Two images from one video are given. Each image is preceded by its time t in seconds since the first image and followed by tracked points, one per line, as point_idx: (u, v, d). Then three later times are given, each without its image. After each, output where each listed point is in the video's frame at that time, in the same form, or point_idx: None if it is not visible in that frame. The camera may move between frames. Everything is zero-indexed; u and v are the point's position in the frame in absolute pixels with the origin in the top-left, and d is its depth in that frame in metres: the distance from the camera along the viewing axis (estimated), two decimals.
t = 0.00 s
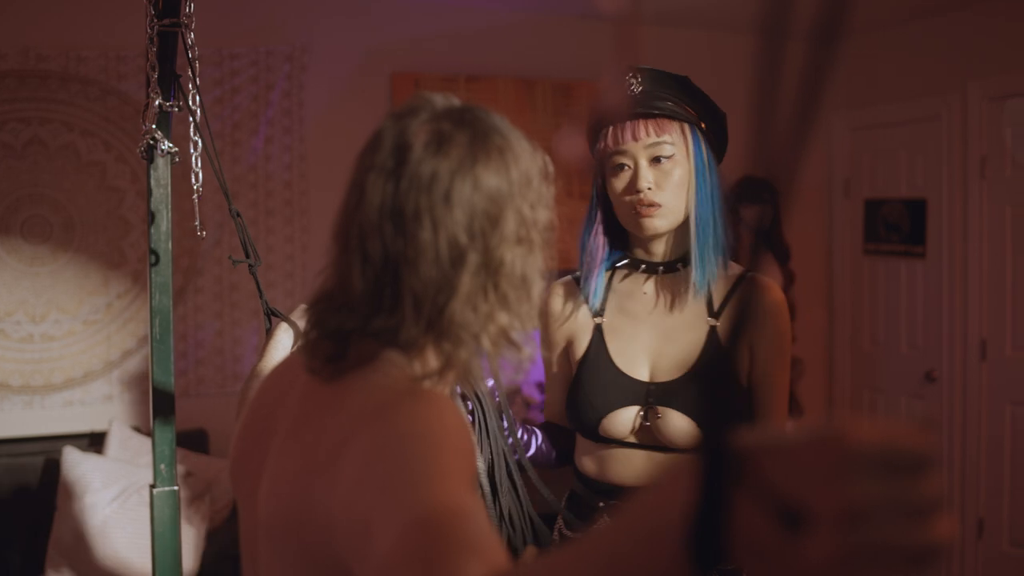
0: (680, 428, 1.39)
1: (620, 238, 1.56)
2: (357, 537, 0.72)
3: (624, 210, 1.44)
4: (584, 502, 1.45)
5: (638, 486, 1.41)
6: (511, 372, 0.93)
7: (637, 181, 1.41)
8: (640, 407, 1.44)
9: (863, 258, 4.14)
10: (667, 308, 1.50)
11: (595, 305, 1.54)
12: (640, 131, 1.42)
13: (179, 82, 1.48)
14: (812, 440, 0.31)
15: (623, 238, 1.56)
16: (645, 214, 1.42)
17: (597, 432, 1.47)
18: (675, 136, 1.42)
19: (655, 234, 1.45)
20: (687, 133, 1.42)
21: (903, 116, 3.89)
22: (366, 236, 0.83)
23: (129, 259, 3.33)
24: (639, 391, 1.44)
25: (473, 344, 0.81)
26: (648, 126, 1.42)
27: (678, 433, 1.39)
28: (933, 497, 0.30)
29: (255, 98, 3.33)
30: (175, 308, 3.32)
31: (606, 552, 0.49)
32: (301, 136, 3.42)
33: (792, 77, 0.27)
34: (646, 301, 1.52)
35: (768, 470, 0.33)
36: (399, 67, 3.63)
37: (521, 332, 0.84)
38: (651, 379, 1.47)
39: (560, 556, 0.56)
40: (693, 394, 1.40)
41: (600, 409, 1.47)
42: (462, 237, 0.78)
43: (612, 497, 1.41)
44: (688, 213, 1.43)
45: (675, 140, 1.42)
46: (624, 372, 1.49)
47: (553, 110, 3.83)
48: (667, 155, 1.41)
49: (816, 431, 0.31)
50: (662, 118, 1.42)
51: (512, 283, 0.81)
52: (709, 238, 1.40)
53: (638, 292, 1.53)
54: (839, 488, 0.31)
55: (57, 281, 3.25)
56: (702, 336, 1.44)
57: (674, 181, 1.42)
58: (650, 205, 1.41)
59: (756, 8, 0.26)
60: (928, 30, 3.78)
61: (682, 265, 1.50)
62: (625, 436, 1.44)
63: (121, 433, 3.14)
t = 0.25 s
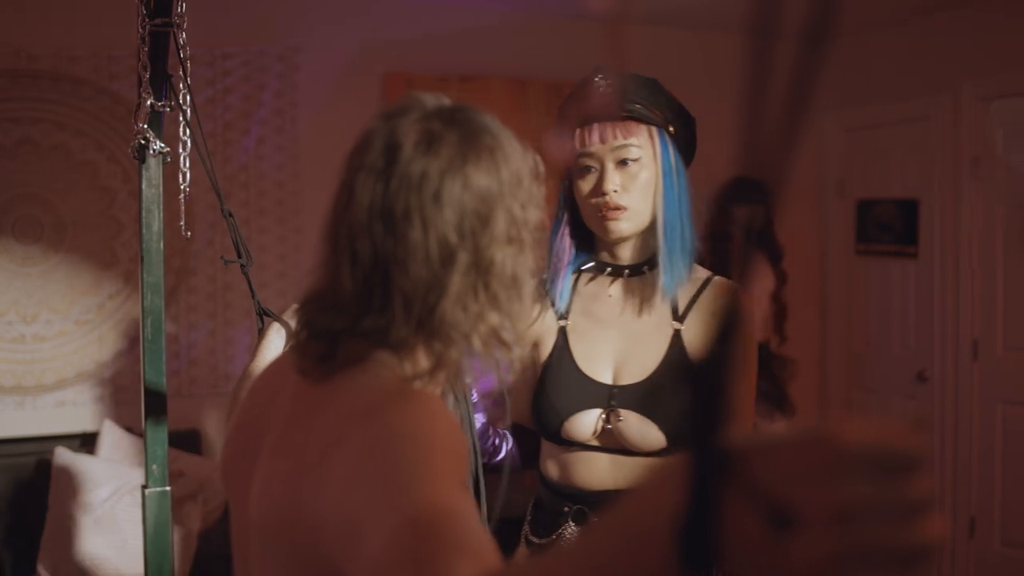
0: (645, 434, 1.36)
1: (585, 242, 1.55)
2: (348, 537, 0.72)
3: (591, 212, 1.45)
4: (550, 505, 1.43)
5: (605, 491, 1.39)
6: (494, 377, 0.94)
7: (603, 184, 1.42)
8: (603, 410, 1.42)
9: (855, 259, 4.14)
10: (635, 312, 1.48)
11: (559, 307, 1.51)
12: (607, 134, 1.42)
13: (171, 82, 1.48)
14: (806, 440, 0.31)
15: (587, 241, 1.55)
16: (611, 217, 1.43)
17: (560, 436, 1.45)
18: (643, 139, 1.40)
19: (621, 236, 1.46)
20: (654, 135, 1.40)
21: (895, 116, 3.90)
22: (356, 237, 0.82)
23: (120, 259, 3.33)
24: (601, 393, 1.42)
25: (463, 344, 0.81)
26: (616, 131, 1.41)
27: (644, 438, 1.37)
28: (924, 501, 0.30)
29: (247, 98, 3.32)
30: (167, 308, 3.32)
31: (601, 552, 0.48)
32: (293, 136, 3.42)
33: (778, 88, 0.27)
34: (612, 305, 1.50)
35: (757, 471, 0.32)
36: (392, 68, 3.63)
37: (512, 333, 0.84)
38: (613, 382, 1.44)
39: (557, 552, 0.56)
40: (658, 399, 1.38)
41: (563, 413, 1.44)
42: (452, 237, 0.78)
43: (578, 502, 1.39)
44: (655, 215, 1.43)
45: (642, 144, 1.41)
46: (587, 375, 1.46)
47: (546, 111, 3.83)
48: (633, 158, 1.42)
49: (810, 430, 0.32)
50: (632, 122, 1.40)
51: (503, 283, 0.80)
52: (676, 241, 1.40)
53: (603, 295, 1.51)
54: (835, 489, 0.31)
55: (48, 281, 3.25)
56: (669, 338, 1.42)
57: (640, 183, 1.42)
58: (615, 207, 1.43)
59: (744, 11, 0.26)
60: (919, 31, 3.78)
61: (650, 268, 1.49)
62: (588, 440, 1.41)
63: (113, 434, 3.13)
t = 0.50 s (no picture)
0: (609, 434, 1.34)
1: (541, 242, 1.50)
2: (342, 538, 0.72)
3: (547, 210, 1.40)
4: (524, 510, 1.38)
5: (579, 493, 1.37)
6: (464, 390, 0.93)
7: (564, 181, 1.38)
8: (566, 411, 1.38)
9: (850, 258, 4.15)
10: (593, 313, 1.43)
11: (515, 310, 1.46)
12: (572, 132, 1.40)
13: (166, 81, 1.48)
14: (803, 440, 0.31)
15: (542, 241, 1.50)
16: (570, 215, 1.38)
17: (526, 440, 1.41)
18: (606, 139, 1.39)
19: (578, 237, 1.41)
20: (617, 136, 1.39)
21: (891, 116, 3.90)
22: (349, 237, 0.82)
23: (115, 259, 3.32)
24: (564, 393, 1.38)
25: (457, 344, 0.81)
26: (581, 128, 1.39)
27: (607, 438, 1.34)
28: (917, 503, 0.28)
29: (241, 98, 3.32)
30: (162, 309, 3.31)
31: (591, 554, 0.48)
32: (288, 136, 3.42)
33: (771, 89, 0.27)
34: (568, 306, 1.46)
35: (750, 471, 0.32)
36: (387, 68, 3.63)
37: (506, 333, 0.84)
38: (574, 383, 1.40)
39: (548, 556, 0.56)
40: (620, 398, 1.35)
41: (527, 417, 1.40)
42: (446, 237, 0.78)
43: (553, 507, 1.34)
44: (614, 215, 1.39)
45: (606, 143, 1.39)
46: (548, 378, 1.41)
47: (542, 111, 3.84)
48: (596, 156, 1.38)
49: (805, 431, 0.31)
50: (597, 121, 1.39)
51: (497, 282, 0.80)
52: (637, 244, 1.38)
53: (560, 296, 1.46)
54: (827, 491, 0.30)
55: (43, 281, 3.24)
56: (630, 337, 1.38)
57: (601, 183, 1.39)
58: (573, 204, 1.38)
59: (736, 15, 0.26)
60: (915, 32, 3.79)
61: (609, 267, 1.44)
62: (555, 444, 1.38)
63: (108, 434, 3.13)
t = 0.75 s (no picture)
0: (584, 437, 1.32)
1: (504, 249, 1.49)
2: (343, 538, 0.72)
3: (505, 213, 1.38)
4: (513, 519, 1.38)
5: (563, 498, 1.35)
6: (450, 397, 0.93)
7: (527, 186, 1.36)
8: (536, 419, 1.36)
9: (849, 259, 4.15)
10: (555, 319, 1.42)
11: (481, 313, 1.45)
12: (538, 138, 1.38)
13: (164, 82, 1.48)
14: (800, 440, 0.30)
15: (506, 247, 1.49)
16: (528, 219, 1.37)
17: (505, 451, 1.39)
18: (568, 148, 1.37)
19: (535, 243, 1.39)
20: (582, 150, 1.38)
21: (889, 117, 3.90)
22: (348, 237, 0.83)
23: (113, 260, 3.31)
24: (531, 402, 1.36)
25: (457, 343, 0.81)
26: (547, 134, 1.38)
27: (582, 440, 1.33)
28: (917, 497, 0.28)
29: (239, 99, 3.32)
30: (161, 309, 3.32)
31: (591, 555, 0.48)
32: (286, 137, 3.41)
33: (770, 90, 0.26)
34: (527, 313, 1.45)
35: (750, 470, 0.31)
36: (386, 68, 3.63)
37: (505, 332, 0.84)
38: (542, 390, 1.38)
39: (546, 557, 0.56)
40: (590, 398, 1.33)
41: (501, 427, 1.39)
42: (446, 238, 0.78)
43: (543, 513, 1.34)
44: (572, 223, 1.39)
45: (567, 152, 1.37)
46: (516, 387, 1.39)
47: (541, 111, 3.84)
48: (557, 163, 1.37)
49: (804, 430, 0.31)
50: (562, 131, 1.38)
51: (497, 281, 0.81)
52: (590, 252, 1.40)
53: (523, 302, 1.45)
54: (827, 489, 0.29)
55: (41, 282, 3.24)
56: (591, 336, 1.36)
57: (562, 190, 1.37)
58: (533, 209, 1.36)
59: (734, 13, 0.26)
60: (914, 32, 3.79)
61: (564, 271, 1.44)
62: (531, 451, 1.36)
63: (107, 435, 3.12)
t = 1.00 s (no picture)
0: (579, 437, 1.34)
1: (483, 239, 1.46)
2: (349, 537, 0.72)
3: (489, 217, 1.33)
4: (511, 521, 1.37)
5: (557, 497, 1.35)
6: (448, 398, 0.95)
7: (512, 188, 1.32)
8: (529, 419, 1.38)
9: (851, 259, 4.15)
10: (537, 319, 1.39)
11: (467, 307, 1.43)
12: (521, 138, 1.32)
13: (165, 82, 1.48)
14: (800, 438, 0.31)
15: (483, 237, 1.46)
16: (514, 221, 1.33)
17: (499, 452, 1.41)
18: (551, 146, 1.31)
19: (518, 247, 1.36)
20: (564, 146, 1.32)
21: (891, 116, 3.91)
22: (355, 238, 0.83)
23: (115, 259, 3.31)
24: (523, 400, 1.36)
25: (465, 345, 0.81)
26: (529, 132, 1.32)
27: (575, 439, 1.34)
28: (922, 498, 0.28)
29: (241, 99, 3.32)
30: (162, 309, 3.32)
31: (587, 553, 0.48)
32: (287, 137, 3.42)
33: (772, 89, 0.27)
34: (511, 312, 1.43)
35: (758, 471, 0.31)
36: (387, 68, 3.63)
37: (512, 334, 0.84)
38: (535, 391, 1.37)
39: (548, 556, 0.56)
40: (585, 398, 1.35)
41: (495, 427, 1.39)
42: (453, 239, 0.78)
43: (539, 512, 1.34)
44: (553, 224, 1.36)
45: (556, 154, 1.31)
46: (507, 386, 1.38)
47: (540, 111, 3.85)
48: (544, 166, 1.31)
49: (803, 428, 0.31)
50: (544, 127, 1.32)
51: (504, 283, 0.80)
52: (574, 255, 1.37)
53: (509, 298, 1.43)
54: (831, 488, 0.30)
55: (42, 282, 3.25)
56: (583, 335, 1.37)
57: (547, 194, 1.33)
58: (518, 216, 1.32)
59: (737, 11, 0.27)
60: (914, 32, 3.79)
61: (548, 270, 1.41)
62: (525, 451, 1.38)
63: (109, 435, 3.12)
